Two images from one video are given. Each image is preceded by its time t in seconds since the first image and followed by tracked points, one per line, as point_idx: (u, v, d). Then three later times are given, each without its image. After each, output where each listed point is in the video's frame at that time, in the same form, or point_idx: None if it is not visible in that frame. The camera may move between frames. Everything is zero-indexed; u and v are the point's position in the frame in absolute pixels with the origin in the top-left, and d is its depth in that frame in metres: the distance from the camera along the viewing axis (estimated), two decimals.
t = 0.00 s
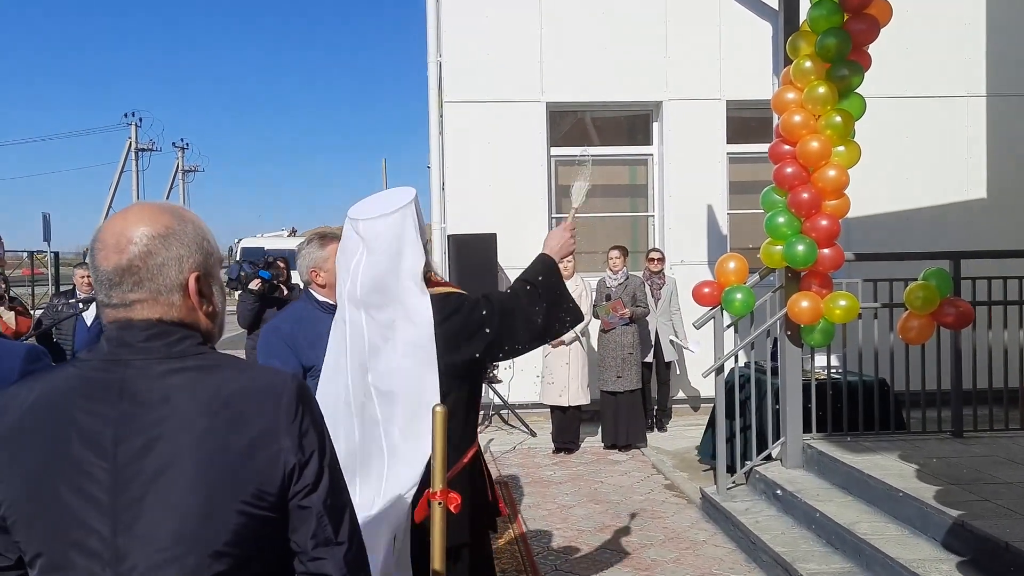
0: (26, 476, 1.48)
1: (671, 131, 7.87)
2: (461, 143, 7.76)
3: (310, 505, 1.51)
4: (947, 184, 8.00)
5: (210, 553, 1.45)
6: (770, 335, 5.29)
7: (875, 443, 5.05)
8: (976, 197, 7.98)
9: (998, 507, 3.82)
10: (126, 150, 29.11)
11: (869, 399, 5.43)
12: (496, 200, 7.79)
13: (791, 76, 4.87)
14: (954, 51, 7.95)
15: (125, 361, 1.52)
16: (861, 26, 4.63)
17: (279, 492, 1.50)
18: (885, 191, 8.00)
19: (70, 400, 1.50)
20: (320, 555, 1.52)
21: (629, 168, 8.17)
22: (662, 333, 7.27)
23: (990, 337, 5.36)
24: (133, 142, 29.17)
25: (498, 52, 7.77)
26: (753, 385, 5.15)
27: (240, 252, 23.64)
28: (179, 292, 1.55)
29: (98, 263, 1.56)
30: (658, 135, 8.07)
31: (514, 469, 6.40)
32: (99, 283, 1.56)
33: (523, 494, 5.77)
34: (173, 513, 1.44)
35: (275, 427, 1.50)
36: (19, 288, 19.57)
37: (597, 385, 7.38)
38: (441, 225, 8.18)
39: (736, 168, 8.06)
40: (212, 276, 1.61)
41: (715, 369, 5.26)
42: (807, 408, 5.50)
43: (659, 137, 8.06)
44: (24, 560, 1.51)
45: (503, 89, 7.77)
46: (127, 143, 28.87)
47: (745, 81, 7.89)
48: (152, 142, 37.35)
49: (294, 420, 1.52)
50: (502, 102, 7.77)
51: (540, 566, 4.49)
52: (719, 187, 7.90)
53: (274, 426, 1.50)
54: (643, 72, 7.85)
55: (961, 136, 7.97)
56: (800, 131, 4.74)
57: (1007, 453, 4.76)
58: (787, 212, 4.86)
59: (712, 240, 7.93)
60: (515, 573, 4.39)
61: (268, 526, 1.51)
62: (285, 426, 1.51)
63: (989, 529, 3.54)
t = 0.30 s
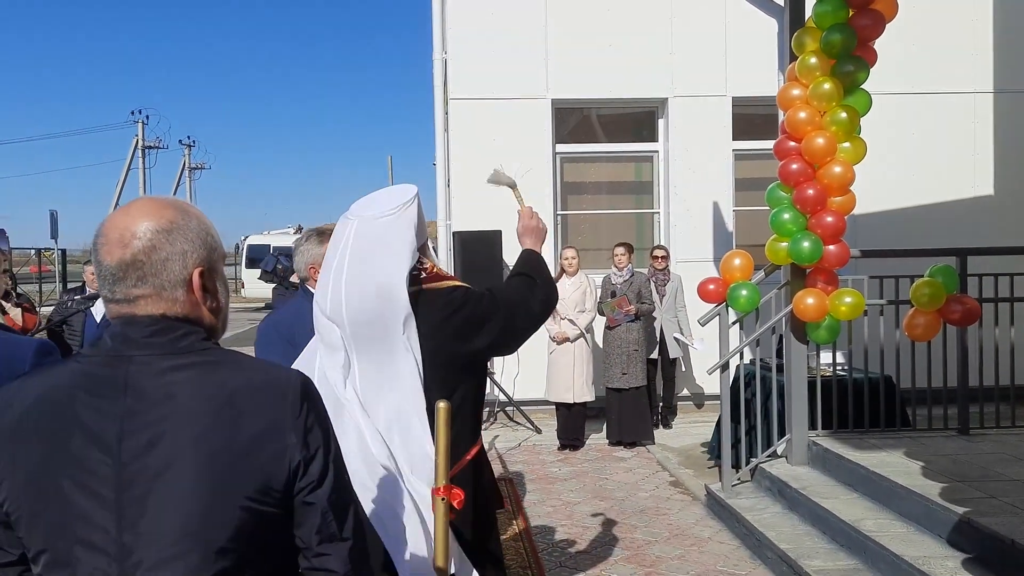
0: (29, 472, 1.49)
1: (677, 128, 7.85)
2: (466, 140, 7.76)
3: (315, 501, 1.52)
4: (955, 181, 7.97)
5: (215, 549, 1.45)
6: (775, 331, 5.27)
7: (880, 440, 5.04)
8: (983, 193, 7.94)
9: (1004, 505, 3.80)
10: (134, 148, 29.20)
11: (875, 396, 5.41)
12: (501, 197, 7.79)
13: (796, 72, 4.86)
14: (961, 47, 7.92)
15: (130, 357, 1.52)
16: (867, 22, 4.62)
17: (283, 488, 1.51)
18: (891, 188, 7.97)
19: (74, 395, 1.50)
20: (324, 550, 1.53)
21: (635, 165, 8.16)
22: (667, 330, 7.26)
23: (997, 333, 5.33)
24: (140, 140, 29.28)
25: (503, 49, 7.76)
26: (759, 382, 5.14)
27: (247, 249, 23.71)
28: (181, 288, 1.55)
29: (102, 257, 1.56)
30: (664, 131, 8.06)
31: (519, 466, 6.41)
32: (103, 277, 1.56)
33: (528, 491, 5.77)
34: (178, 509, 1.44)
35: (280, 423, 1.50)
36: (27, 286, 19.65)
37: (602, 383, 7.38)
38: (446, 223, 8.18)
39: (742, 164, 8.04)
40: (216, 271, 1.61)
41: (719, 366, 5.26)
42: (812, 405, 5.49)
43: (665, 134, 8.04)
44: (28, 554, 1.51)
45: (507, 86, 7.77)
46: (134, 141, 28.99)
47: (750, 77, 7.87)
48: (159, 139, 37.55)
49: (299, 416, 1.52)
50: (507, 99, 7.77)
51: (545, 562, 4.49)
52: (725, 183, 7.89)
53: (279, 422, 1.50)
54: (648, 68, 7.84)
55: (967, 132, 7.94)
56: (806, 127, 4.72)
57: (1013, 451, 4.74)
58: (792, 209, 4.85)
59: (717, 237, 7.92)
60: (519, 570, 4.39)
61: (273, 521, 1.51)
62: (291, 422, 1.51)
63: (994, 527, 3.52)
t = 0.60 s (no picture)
0: (34, 464, 1.48)
1: (682, 124, 7.83)
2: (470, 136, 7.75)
3: (322, 496, 1.52)
4: (962, 177, 7.94)
5: (221, 543, 1.45)
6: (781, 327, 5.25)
7: (886, 437, 5.03)
8: (990, 189, 7.91)
9: (1010, 501, 3.79)
10: (139, 143, 29.23)
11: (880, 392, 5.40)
12: (505, 192, 7.78)
13: (803, 67, 4.84)
14: (969, 42, 7.88)
15: (135, 349, 1.51)
16: (874, 16, 4.62)
17: (291, 483, 1.50)
18: (897, 184, 7.94)
19: (80, 388, 1.49)
20: (331, 545, 1.53)
21: (640, 160, 8.14)
22: (672, 326, 7.25)
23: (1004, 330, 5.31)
24: (145, 135, 29.35)
25: (509, 44, 7.75)
26: (764, 378, 5.12)
27: (252, 245, 23.75)
28: (198, 281, 1.55)
29: (116, 246, 1.53)
30: (669, 127, 8.03)
31: (524, 462, 6.40)
32: (117, 266, 1.54)
33: (532, 487, 5.77)
34: (186, 503, 1.43)
35: (288, 418, 1.50)
36: (32, 280, 19.69)
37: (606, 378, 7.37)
38: (450, 218, 8.17)
39: (748, 160, 8.02)
40: (228, 264, 1.61)
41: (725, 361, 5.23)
42: (818, 401, 5.47)
43: (670, 129, 8.02)
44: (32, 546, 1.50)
45: (512, 80, 7.75)
46: (139, 137, 29.04)
47: (757, 72, 7.84)
48: (164, 134, 37.60)
49: (307, 411, 1.51)
50: (512, 94, 7.75)
51: (549, 558, 4.49)
52: (731, 179, 7.86)
53: (287, 416, 1.50)
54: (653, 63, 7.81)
55: (975, 127, 7.91)
56: (812, 122, 4.70)
57: (1020, 447, 4.72)
58: (798, 204, 4.83)
59: (723, 232, 7.90)
60: (523, 565, 4.39)
61: (281, 516, 1.51)
62: (298, 417, 1.50)
63: (1002, 523, 3.51)
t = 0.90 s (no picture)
0: (38, 456, 1.48)
1: (686, 119, 7.81)
2: (473, 131, 7.75)
3: (327, 490, 1.52)
4: (966, 172, 7.91)
5: (225, 536, 1.45)
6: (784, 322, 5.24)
7: (889, 432, 5.02)
8: (994, 185, 7.89)
9: (1013, 497, 3.79)
10: (142, 138, 29.24)
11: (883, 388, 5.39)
12: (508, 187, 7.77)
13: (807, 62, 4.82)
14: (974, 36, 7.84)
15: (139, 341, 1.50)
16: (879, 11, 4.60)
17: (295, 476, 1.50)
18: (901, 179, 7.92)
19: (84, 380, 1.49)
20: (335, 540, 1.53)
21: (643, 155, 8.13)
22: (675, 321, 7.24)
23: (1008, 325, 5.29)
24: (149, 130, 29.41)
25: (512, 38, 7.74)
26: (767, 373, 5.11)
27: (256, 239, 23.77)
28: (216, 273, 1.55)
29: (136, 234, 1.51)
30: (673, 122, 8.02)
31: (526, 456, 6.41)
32: (137, 252, 1.50)
33: (534, 481, 5.78)
34: (190, 497, 1.44)
35: (293, 412, 1.50)
36: (36, 275, 19.77)
37: (610, 373, 7.36)
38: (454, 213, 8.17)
39: (752, 155, 8.00)
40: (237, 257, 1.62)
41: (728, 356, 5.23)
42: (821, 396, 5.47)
43: (674, 124, 8.00)
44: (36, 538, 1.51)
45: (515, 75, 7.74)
46: (143, 131, 29.10)
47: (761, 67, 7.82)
48: (168, 129, 37.69)
49: (312, 404, 1.52)
50: (515, 89, 7.74)
51: (551, 552, 4.50)
52: (734, 174, 7.85)
53: (292, 410, 1.50)
54: (657, 58, 7.80)
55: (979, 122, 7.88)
56: (816, 116, 4.69)
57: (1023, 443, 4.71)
58: (802, 199, 4.82)
59: (726, 228, 7.89)
60: (525, 559, 4.40)
61: (285, 509, 1.51)
62: (303, 411, 1.51)
63: (1004, 519, 3.50)
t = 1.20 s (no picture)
0: (40, 447, 1.48)
1: (687, 113, 7.80)
2: (473, 125, 7.74)
3: (327, 483, 1.52)
4: (968, 167, 7.90)
5: (225, 528, 1.45)
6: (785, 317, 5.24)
7: (889, 427, 5.02)
8: (996, 179, 7.87)
9: (1012, 492, 3.79)
10: (143, 131, 29.22)
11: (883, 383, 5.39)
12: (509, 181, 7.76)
13: (808, 56, 4.81)
14: (977, 31, 7.82)
15: (143, 333, 1.50)
16: (881, 4, 4.59)
17: (296, 469, 1.50)
18: (903, 174, 7.91)
19: (86, 371, 1.49)
20: (335, 533, 1.53)
21: (645, 149, 8.12)
22: (676, 315, 7.24)
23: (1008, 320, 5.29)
24: (150, 123, 29.44)
25: (513, 32, 7.72)
26: (767, 368, 5.11)
27: (257, 233, 23.74)
28: (218, 266, 1.54)
29: (139, 227, 1.50)
30: (674, 116, 8.01)
31: (526, 450, 6.41)
32: (140, 246, 1.49)
33: (534, 475, 5.79)
34: (191, 489, 1.44)
35: (295, 405, 1.50)
36: (36, 268, 19.79)
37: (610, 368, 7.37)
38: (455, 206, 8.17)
39: (753, 150, 7.99)
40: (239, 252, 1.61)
41: (728, 351, 5.22)
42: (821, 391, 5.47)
43: (675, 118, 7.99)
44: (37, 530, 1.51)
45: (518, 69, 7.73)
46: (144, 124, 29.09)
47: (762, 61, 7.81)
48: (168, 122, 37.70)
49: (313, 398, 1.51)
50: (516, 83, 7.73)
51: (551, 546, 4.50)
52: (735, 168, 7.85)
53: (294, 403, 1.50)
54: (658, 52, 7.78)
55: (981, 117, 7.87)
56: (817, 111, 4.67)
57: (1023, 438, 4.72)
58: (803, 194, 4.81)
59: (727, 222, 7.89)
60: (525, 553, 4.40)
61: (286, 501, 1.51)
62: (304, 405, 1.50)
63: (1003, 514, 3.50)
